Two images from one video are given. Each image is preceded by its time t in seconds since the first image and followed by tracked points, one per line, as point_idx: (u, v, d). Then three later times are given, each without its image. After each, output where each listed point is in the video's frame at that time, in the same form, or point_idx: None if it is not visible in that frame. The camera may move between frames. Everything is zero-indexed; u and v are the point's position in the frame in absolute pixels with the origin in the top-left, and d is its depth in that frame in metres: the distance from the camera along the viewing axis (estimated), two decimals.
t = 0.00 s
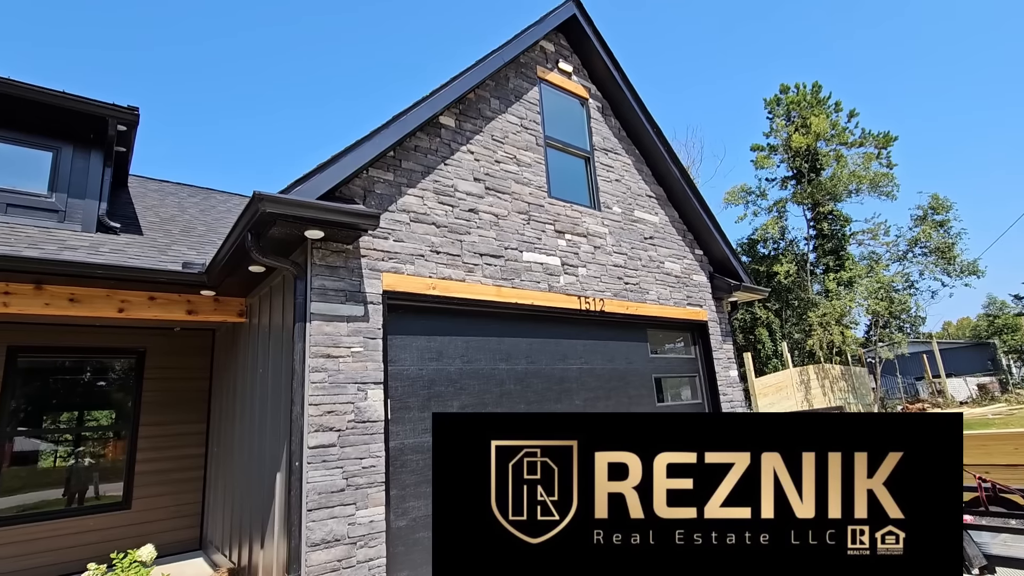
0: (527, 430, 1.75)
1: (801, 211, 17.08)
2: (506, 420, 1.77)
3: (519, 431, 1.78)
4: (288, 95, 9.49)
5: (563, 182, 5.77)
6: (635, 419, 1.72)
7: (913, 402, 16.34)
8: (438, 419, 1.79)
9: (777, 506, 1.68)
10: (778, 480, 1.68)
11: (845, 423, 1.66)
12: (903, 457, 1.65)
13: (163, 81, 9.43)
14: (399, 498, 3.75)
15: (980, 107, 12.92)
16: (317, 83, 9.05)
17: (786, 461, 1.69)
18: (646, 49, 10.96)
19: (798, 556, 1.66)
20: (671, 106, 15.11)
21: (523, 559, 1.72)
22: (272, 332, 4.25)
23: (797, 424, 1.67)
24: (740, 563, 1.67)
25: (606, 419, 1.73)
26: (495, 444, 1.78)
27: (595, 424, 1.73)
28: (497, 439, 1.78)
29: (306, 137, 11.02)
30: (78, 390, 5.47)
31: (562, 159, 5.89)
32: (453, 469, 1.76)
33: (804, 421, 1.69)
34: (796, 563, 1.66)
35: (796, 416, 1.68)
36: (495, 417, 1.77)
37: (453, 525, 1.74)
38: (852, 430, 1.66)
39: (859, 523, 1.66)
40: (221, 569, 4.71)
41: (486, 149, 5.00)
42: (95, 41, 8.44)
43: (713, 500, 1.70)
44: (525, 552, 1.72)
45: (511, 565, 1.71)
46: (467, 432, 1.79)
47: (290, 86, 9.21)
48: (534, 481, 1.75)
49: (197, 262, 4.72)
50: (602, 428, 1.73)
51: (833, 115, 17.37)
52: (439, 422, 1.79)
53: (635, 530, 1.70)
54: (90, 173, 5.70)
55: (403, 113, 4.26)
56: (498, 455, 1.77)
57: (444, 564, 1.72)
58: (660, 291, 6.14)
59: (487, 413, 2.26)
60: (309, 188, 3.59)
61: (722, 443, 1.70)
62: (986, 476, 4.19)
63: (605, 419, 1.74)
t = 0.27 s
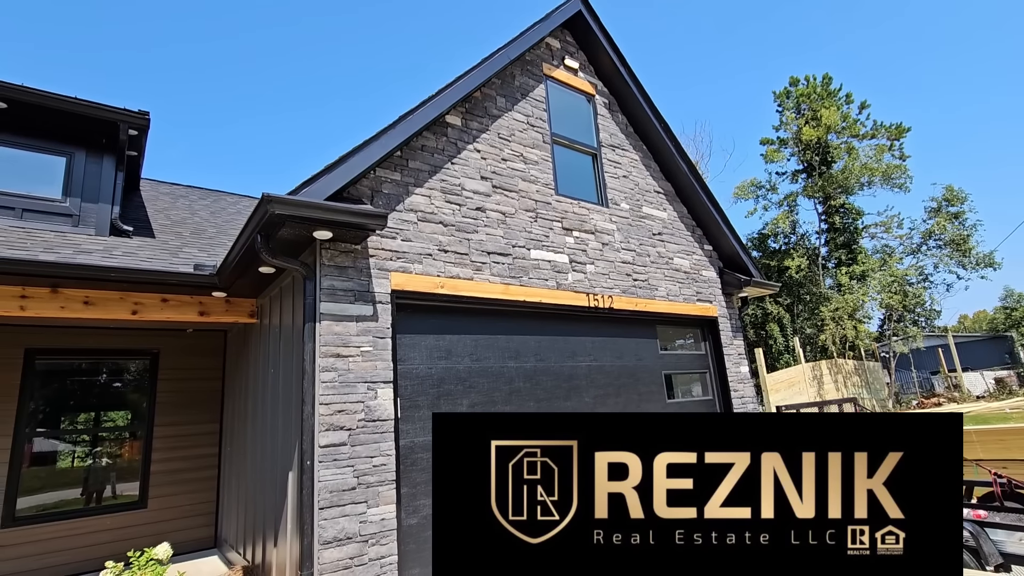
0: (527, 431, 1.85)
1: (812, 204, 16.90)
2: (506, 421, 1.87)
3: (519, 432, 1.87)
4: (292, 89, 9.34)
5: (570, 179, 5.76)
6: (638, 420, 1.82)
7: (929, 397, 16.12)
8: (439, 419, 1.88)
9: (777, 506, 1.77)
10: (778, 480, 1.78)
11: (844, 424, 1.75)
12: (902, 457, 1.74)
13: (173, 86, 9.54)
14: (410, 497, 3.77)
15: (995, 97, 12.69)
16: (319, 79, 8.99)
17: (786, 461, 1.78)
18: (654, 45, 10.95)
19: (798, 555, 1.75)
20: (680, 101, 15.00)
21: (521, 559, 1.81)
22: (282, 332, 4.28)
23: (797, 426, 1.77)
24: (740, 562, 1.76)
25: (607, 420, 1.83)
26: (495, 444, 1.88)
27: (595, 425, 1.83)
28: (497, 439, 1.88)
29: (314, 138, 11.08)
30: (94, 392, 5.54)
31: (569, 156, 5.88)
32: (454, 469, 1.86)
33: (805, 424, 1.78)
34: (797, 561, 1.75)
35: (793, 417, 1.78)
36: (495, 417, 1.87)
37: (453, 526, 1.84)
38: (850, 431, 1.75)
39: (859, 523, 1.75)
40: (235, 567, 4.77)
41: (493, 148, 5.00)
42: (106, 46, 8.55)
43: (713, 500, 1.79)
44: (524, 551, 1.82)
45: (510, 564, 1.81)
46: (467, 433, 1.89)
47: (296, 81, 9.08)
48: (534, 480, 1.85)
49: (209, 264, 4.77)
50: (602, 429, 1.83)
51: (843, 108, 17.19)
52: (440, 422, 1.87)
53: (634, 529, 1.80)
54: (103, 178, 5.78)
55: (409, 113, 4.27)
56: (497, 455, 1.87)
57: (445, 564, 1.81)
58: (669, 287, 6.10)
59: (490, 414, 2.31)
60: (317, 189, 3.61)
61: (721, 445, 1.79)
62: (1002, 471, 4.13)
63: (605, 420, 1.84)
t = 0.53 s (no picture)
0: (525, 430, 1.68)
1: (828, 194, 16.62)
2: (507, 419, 1.69)
3: (520, 430, 1.70)
4: (299, 92, 9.54)
5: (582, 173, 5.73)
6: (636, 418, 1.66)
7: (950, 390, 15.88)
8: (439, 418, 1.70)
9: (777, 505, 1.63)
10: (778, 480, 1.63)
11: (845, 423, 1.60)
12: (903, 457, 1.59)
13: (187, 87, 9.65)
14: (425, 491, 3.80)
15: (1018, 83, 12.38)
16: (324, 82, 9.15)
17: (786, 460, 1.64)
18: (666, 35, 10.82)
19: (799, 556, 1.61)
20: (692, 93, 14.87)
21: (520, 558, 1.65)
22: (296, 329, 4.33)
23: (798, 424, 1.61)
24: (740, 564, 1.61)
25: (607, 417, 1.67)
26: (495, 443, 1.71)
27: (594, 423, 1.67)
28: (497, 438, 1.71)
29: (325, 136, 11.16)
30: (116, 389, 5.66)
31: (580, 150, 5.85)
32: (452, 467, 1.68)
33: (805, 421, 1.63)
34: (798, 563, 1.60)
35: (796, 416, 1.62)
36: (496, 416, 1.69)
37: (452, 526, 1.66)
38: (852, 431, 1.60)
39: (859, 523, 1.60)
40: (255, 560, 4.85)
41: (503, 143, 4.98)
42: (121, 50, 8.69)
43: (713, 500, 1.64)
44: (525, 552, 1.66)
45: (510, 565, 1.65)
46: (466, 432, 1.71)
47: (302, 83, 9.25)
48: (534, 481, 1.69)
49: (224, 262, 4.84)
50: (603, 427, 1.67)
51: (861, 96, 16.86)
52: (440, 420, 1.70)
53: (635, 530, 1.65)
54: (121, 179, 5.88)
55: (419, 110, 4.27)
56: (498, 456, 1.70)
57: (445, 565, 1.64)
58: (683, 281, 6.05)
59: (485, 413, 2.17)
60: (329, 187, 3.64)
61: (721, 443, 1.64)
62: None
63: (607, 419, 1.67)
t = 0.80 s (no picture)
0: (522, 430, 1.70)
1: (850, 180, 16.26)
2: (506, 419, 1.71)
3: (519, 431, 1.73)
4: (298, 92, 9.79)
5: (597, 162, 5.68)
6: (639, 419, 1.68)
7: (978, 379, 15.50)
8: (438, 419, 1.71)
9: (777, 506, 1.66)
10: (778, 480, 1.66)
11: (846, 422, 1.64)
12: (902, 457, 1.64)
13: (204, 84, 9.75)
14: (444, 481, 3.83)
15: None
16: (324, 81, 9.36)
17: (786, 461, 1.67)
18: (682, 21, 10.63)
19: (799, 556, 1.64)
20: (709, 79, 14.61)
21: (521, 560, 1.68)
22: (315, 322, 4.38)
23: (800, 424, 1.65)
24: (740, 564, 1.64)
25: (611, 418, 1.69)
26: (495, 444, 1.72)
27: (593, 423, 1.69)
28: (497, 439, 1.73)
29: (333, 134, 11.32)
30: (142, 381, 5.80)
31: (595, 139, 5.79)
32: (451, 467, 1.70)
33: (808, 422, 1.66)
34: (798, 563, 1.64)
35: (799, 417, 1.65)
36: (495, 416, 1.71)
37: (453, 524, 1.69)
38: (855, 431, 1.63)
39: (859, 523, 1.64)
40: (278, 548, 4.95)
41: (517, 133, 4.95)
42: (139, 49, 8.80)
43: (713, 500, 1.68)
44: (524, 552, 1.69)
45: (510, 565, 1.67)
46: (466, 431, 1.72)
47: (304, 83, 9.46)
48: (534, 481, 1.71)
49: (243, 256, 4.90)
50: (606, 428, 1.69)
51: (885, 78, 16.40)
52: (439, 421, 1.71)
53: (634, 530, 1.68)
54: (142, 176, 5.98)
55: (432, 101, 4.26)
56: (498, 456, 1.72)
57: (445, 564, 1.67)
58: (700, 270, 5.98)
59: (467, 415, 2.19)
60: (345, 180, 3.65)
61: (721, 443, 1.68)
62: None
63: (610, 419, 1.70)
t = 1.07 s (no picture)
0: (525, 426, 1.48)
1: (876, 160, 15.77)
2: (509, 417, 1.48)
3: (523, 428, 1.50)
4: (309, 66, 9.21)
5: (614, 147, 5.60)
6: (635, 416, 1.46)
7: (1010, 364, 15.14)
8: (439, 418, 1.49)
9: (777, 505, 1.44)
10: (778, 481, 1.45)
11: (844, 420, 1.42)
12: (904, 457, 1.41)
13: (222, 76, 9.83)
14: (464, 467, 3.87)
15: None
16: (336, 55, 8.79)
17: (787, 459, 1.45)
18: None
19: (801, 561, 1.41)
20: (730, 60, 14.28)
21: (522, 563, 1.44)
22: (335, 310, 4.43)
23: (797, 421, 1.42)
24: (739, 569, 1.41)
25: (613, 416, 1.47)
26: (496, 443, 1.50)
27: (599, 421, 1.47)
28: (498, 437, 1.50)
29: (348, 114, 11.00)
30: (168, 369, 5.95)
31: (613, 123, 5.71)
32: (451, 468, 1.48)
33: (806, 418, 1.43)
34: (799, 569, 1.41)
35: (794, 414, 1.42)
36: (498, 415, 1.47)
37: (454, 526, 1.46)
38: (850, 429, 1.42)
39: (858, 523, 1.42)
40: (304, 531, 5.07)
41: (534, 118, 4.90)
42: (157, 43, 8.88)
43: (713, 500, 1.46)
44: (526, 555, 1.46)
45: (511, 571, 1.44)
46: (466, 429, 1.50)
47: (314, 59, 8.94)
48: (536, 481, 1.49)
49: (265, 246, 4.97)
50: (606, 425, 1.47)
51: (914, 54, 15.82)
52: (441, 420, 1.48)
53: (635, 530, 1.46)
54: (165, 168, 6.09)
55: (449, 88, 4.23)
56: (498, 456, 1.50)
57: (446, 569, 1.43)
58: (721, 255, 5.89)
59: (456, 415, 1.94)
60: (362, 169, 3.66)
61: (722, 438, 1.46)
62: None
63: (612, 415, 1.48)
